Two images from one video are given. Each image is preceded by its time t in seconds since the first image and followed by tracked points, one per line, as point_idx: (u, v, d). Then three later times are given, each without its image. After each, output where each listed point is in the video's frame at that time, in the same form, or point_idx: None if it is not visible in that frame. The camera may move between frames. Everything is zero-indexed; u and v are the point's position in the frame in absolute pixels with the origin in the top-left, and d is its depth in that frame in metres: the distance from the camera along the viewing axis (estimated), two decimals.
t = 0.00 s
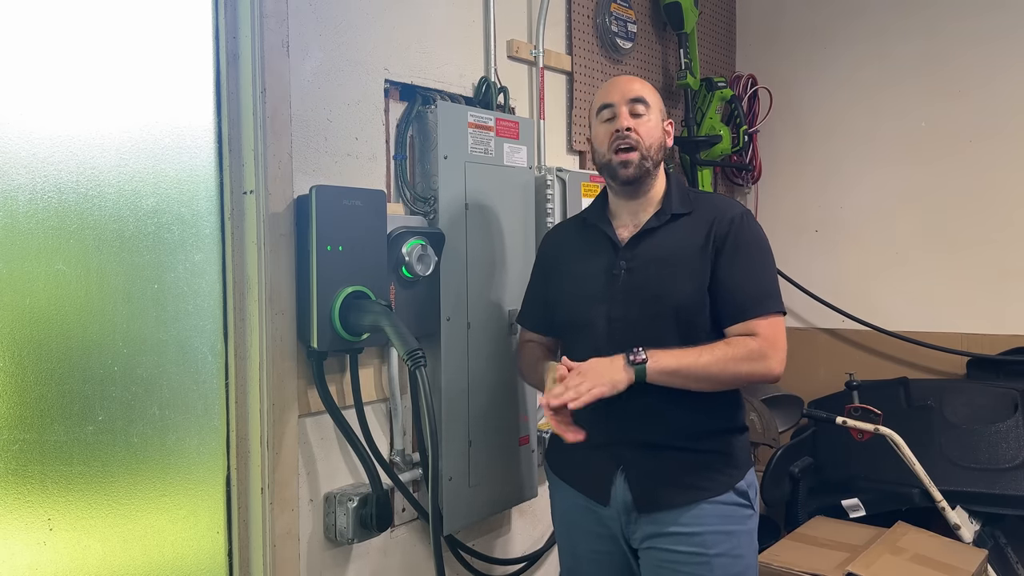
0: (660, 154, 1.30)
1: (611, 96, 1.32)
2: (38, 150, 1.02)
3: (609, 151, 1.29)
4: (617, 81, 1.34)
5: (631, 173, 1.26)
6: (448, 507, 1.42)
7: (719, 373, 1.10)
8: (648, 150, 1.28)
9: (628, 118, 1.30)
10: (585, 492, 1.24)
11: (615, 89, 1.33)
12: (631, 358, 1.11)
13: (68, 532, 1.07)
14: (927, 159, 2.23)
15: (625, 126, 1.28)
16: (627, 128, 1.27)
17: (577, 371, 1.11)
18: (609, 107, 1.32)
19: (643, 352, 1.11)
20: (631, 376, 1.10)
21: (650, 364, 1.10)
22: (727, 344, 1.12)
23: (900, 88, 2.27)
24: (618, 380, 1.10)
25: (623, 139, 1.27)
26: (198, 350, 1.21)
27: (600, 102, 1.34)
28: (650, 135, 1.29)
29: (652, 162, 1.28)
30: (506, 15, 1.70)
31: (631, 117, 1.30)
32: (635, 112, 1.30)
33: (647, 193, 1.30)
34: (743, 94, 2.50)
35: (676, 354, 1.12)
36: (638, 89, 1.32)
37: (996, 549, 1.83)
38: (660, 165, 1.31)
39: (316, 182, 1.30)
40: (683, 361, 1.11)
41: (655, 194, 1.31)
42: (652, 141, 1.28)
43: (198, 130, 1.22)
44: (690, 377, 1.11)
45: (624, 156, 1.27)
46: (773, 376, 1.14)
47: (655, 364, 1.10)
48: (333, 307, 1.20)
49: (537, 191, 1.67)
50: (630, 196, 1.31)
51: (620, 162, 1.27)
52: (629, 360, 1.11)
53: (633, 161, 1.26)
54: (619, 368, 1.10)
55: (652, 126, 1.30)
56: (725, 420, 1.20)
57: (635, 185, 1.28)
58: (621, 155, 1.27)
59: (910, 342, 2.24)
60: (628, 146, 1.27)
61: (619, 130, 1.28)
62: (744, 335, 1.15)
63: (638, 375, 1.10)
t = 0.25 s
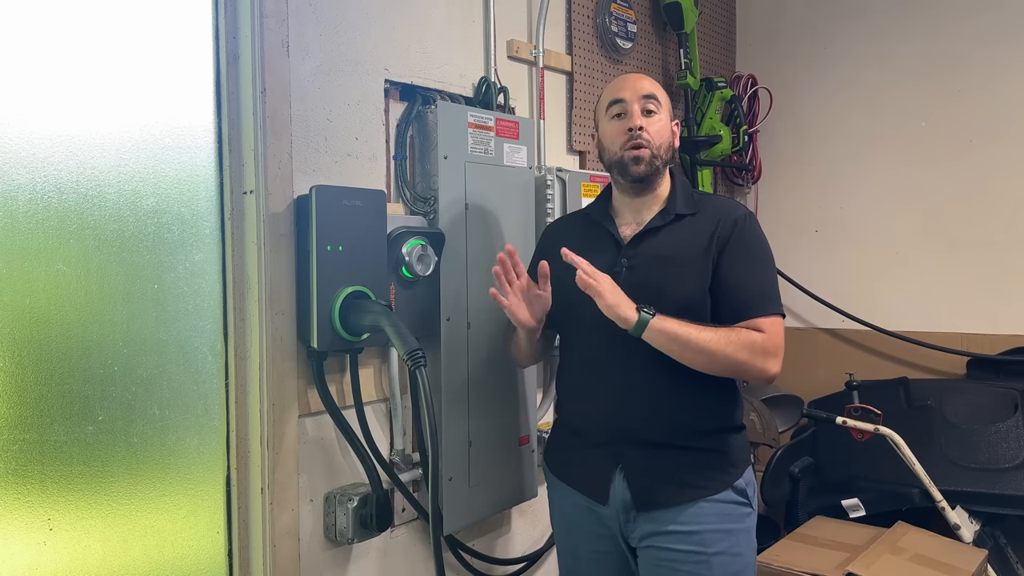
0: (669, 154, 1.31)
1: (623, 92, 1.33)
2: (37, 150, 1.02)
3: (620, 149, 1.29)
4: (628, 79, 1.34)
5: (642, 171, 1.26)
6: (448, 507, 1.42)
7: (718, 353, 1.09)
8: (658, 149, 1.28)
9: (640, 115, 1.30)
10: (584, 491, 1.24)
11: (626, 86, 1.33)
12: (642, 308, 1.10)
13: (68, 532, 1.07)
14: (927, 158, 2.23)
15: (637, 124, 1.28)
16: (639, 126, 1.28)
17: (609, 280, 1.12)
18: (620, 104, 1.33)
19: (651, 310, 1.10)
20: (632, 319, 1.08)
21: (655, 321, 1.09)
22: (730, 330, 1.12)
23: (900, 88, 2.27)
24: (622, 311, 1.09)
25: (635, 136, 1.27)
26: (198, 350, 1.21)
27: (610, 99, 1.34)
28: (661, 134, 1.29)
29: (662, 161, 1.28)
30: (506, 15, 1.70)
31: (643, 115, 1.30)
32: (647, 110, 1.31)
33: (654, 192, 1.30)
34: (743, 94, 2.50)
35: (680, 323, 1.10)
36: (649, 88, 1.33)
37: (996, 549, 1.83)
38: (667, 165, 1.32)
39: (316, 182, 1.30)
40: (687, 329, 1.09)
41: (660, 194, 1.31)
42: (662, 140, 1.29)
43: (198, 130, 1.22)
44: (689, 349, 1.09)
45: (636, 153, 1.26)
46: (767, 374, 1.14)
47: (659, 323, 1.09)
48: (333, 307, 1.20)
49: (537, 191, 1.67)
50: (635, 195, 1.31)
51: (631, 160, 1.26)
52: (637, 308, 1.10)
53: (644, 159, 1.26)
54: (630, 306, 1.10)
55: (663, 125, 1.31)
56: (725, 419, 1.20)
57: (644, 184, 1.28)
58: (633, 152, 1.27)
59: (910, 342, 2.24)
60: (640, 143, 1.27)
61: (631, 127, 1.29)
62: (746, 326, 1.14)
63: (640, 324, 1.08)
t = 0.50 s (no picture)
0: (668, 158, 1.31)
1: (621, 97, 1.32)
2: (38, 150, 1.02)
3: (617, 154, 1.29)
4: (628, 82, 1.34)
5: (640, 177, 1.27)
6: (448, 507, 1.42)
7: (721, 382, 1.11)
8: (657, 154, 1.28)
9: (639, 120, 1.30)
10: (580, 490, 1.24)
11: (625, 89, 1.33)
12: (637, 368, 1.09)
13: (68, 532, 1.07)
14: (927, 158, 2.23)
15: (635, 129, 1.28)
16: (637, 132, 1.28)
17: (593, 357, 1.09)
18: (619, 108, 1.32)
19: (649, 362, 1.10)
20: (636, 385, 1.08)
21: (656, 374, 1.09)
22: (729, 352, 1.12)
23: (900, 88, 2.27)
24: (622, 382, 1.07)
25: (634, 143, 1.27)
26: (198, 350, 1.21)
27: (609, 103, 1.34)
28: (659, 139, 1.29)
29: (661, 165, 1.28)
30: (506, 15, 1.70)
31: (641, 120, 1.30)
32: (646, 115, 1.30)
33: (653, 196, 1.30)
34: (743, 94, 2.50)
35: (680, 363, 1.11)
36: (648, 91, 1.32)
37: (996, 549, 1.83)
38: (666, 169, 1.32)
39: (316, 182, 1.30)
40: (688, 370, 1.10)
41: (660, 197, 1.31)
42: (661, 144, 1.29)
43: (198, 130, 1.22)
44: (692, 386, 1.11)
45: (633, 159, 1.27)
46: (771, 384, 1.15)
47: (660, 374, 1.09)
48: (333, 307, 1.20)
49: (537, 191, 1.67)
50: (634, 199, 1.31)
51: (629, 164, 1.27)
52: (635, 369, 1.08)
53: (642, 164, 1.26)
54: (625, 372, 1.08)
55: (661, 129, 1.30)
56: (723, 420, 1.20)
57: (641, 189, 1.28)
58: (630, 158, 1.27)
59: (910, 342, 2.24)
60: (638, 149, 1.27)
61: (629, 133, 1.29)
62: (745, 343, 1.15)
63: (643, 386, 1.08)
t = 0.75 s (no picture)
0: (665, 160, 1.31)
1: (617, 99, 1.32)
2: (37, 150, 1.02)
3: (614, 156, 1.29)
4: (624, 84, 1.34)
5: (638, 180, 1.27)
6: (448, 507, 1.42)
7: (717, 379, 1.11)
8: (654, 156, 1.28)
9: (635, 123, 1.30)
10: (580, 489, 1.24)
11: (621, 91, 1.33)
12: (631, 364, 1.11)
13: (68, 532, 1.07)
14: (927, 159, 2.23)
15: (631, 131, 1.28)
16: (634, 134, 1.28)
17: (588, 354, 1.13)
18: (615, 111, 1.32)
19: (643, 359, 1.12)
20: (630, 380, 1.10)
21: (650, 370, 1.11)
22: (726, 350, 1.13)
23: (899, 88, 2.27)
24: (613, 377, 1.10)
25: (630, 145, 1.27)
26: (198, 350, 1.21)
27: (606, 105, 1.34)
28: (656, 141, 1.29)
29: (658, 167, 1.28)
30: (506, 15, 1.70)
31: (637, 122, 1.30)
32: (642, 117, 1.31)
33: (650, 196, 1.30)
34: (743, 94, 2.50)
35: (675, 360, 1.12)
36: (644, 93, 1.32)
37: (996, 549, 1.83)
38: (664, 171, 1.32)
39: (316, 182, 1.30)
40: (683, 367, 1.11)
41: (658, 196, 1.31)
42: (657, 146, 1.29)
43: (198, 130, 1.22)
44: (689, 383, 1.11)
45: (630, 162, 1.27)
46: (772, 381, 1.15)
47: (654, 371, 1.10)
48: (333, 307, 1.20)
49: (537, 191, 1.67)
50: (631, 200, 1.31)
51: (625, 166, 1.27)
52: (629, 365, 1.11)
53: (639, 167, 1.27)
54: (619, 368, 1.11)
55: (658, 131, 1.30)
56: (723, 420, 1.20)
57: (639, 191, 1.28)
58: (627, 160, 1.27)
59: (910, 342, 2.24)
60: (635, 152, 1.27)
61: (625, 135, 1.29)
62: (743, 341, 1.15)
63: (637, 382, 1.10)
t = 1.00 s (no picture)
0: (663, 159, 1.31)
1: (614, 99, 1.33)
2: (37, 150, 1.02)
3: (612, 156, 1.29)
4: (620, 84, 1.34)
5: (635, 178, 1.27)
6: (448, 506, 1.42)
7: (723, 385, 1.11)
8: (651, 155, 1.28)
9: (632, 122, 1.30)
10: (580, 490, 1.25)
11: (618, 92, 1.33)
12: (637, 386, 1.10)
13: (69, 532, 1.07)
14: (927, 159, 2.23)
15: (629, 130, 1.28)
16: (631, 133, 1.28)
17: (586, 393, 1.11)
18: (612, 111, 1.32)
19: (647, 379, 1.11)
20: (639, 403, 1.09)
21: (656, 389, 1.10)
22: (728, 354, 1.13)
23: (899, 89, 2.27)
24: (623, 405, 1.08)
25: (627, 144, 1.28)
26: (198, 350, 1.21)
27: (602, 106, 1.34)
28: (653, 140, 1.29)
29: (656, 166, 1.29)
30: (506, 15, 1.70)
31: (634, 122, 1.31)
32: (639, 116, 1.31)
33: (649, 195, 1.30)
34: (743, 94, 2.50)
35: (679, 374, 1.11)
36: (641, 93, 1.32)
37: (995, 549, 1.83)
38: (662, 169, 1.32)
39: (316, 182, 1.30)
40: (688, 380, 1.10)
41: (656, 195, 1.31)
42: (655, 145, 1.29)
43: (198, 130, 1.22)
44: (696, 395, 1.11)
45: (628, 160, 1.27)
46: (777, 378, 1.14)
47: (660, 389, 1.10)
48: (333, 307, 1.20)
49: (537, 191, 1.67)
50: (630, 199, 1.31)
51: (624, 165, 1.27)
52: (634, 387, 1.10)
53: (637, 165, 1.27)
54: (625, 395, 1.10)
55: (655, 130, 1.31)
56: (723, 420, 1.20)
57: (636, 189, 1.28)
58: (625, 159, 1.27)
59: (910, 342, 2.24)
60: (632, 151, 1.27)
61: (622, 134, 1.29)
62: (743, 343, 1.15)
63: (646, 402, 1.09)
